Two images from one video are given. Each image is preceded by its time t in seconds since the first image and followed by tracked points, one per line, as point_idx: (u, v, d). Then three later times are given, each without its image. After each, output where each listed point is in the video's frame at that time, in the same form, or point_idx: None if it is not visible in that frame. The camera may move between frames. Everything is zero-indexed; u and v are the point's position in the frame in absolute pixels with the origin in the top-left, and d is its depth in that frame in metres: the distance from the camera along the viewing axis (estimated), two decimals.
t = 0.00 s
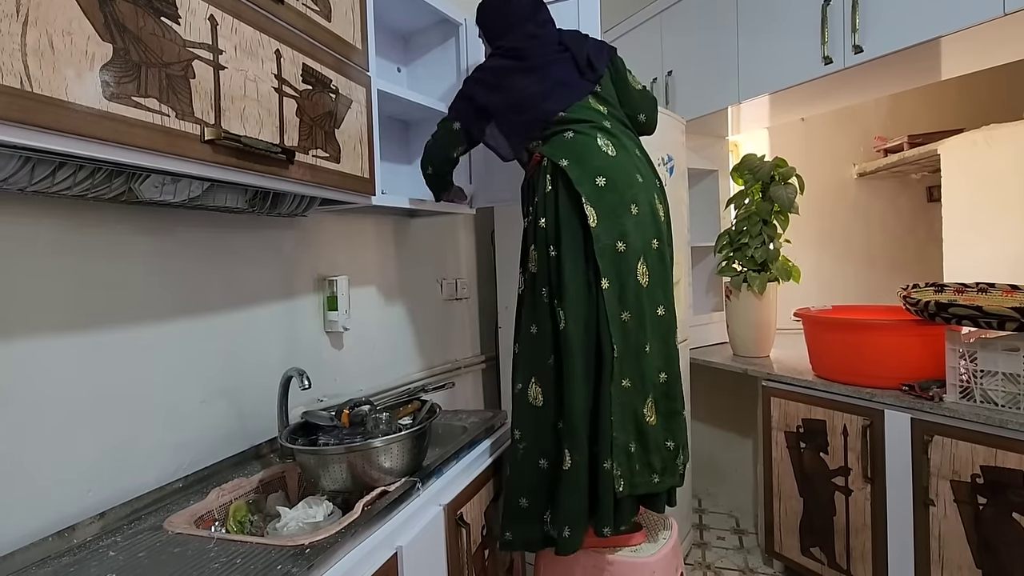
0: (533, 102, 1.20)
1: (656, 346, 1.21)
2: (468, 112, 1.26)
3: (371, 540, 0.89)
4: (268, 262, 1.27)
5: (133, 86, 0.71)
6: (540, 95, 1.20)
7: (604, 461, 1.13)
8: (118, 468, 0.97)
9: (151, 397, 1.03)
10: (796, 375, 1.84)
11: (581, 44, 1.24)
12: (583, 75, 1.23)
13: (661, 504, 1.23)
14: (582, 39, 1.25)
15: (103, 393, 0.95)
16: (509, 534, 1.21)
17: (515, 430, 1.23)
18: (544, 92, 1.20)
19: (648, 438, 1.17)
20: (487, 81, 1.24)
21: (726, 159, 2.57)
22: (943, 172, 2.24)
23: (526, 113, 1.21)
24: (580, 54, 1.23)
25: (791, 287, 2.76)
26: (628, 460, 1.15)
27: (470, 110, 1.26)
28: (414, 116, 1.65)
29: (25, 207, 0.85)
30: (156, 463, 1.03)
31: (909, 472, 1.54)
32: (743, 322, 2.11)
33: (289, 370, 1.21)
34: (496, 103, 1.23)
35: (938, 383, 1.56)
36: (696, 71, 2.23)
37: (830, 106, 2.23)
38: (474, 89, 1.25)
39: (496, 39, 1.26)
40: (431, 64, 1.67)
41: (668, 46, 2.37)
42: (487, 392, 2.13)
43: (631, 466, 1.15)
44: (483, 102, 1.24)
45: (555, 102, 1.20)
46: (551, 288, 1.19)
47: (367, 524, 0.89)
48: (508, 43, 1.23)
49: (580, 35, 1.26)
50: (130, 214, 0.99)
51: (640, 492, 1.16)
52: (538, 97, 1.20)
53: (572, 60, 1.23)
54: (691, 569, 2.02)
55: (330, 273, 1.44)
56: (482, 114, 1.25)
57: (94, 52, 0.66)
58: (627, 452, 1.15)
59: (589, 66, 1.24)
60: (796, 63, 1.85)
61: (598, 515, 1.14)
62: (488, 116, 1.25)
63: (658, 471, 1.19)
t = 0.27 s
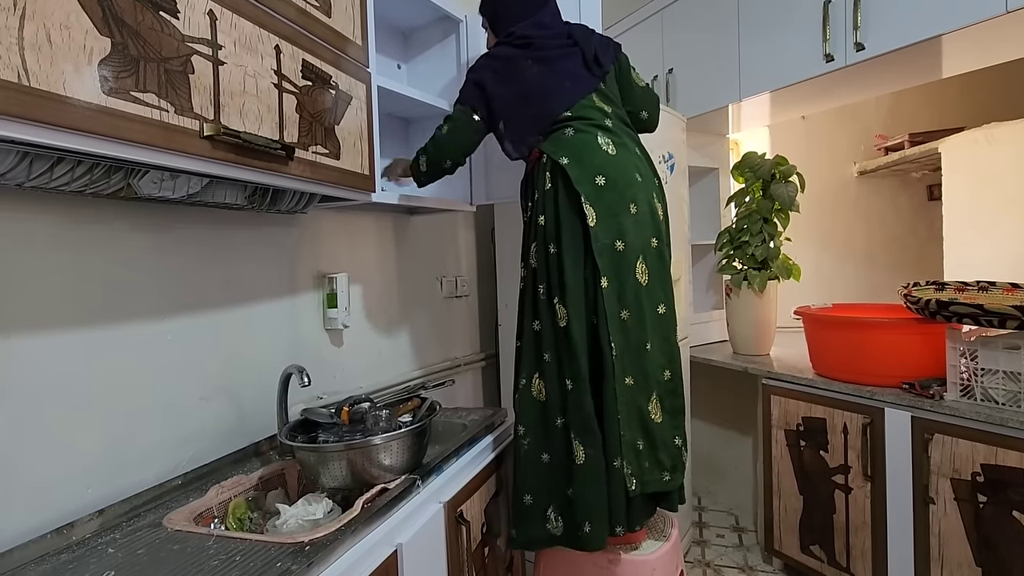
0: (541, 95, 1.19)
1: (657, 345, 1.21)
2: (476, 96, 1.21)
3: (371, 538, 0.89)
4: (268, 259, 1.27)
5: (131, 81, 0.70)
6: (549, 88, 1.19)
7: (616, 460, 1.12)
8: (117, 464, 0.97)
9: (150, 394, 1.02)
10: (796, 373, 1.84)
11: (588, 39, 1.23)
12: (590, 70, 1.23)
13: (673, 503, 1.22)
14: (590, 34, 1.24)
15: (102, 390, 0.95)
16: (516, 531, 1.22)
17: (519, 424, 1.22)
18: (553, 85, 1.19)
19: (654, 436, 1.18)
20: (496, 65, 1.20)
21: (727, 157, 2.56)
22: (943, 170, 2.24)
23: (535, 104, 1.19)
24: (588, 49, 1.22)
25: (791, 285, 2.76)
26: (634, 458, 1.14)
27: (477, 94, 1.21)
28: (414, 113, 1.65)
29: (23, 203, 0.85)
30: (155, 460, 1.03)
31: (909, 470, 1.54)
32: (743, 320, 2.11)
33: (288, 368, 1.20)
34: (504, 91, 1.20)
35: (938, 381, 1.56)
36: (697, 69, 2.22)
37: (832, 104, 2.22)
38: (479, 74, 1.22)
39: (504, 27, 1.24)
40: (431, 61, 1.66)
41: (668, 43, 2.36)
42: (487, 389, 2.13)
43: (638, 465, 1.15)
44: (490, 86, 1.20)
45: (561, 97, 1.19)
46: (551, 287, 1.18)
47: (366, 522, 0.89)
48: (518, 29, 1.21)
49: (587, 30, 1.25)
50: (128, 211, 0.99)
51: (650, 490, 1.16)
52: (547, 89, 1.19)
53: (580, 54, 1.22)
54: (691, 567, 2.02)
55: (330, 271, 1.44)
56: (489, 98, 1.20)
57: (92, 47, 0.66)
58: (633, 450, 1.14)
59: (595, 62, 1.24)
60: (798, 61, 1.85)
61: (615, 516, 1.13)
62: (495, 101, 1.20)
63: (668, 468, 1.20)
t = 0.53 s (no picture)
0: (537, 93, 1.19)
1: (664, 341, 1.22)
2: (472, 100, 1.25)
3: (366, 535, 0.89)
4: (263, 256, 1.26)
5: (124, 76, 0.69)
6: (545, 85, 1.19)
7: (612, 452, 1.12)
8: (111, 462, 0.96)
9: (145, 392, 1.02)
10: (792, 370, 1.84)
11: (585, 36, 1.23)
12: (588, 66, 1.22)
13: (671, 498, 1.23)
14: (587, 31, 1.24)
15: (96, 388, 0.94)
16: (523, 528, 1.19)
17: (522, 423, 1.21)
18: (549, 82, 1.19)
19: (659, 432, 1.18)
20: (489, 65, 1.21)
21: (723, 155, 2.56)
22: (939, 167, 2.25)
23: (531, 102, 1.20)
24: (585, 46, 1.22)
25: (788, 283, 2.76)
26: (643, 454, 1.14)
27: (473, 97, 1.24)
28: (411, 110, 1.64)
29: (15, 199, 0.84)
30: (150, 457, 1.03)
31: (904, 466, 1.54)
32: (739, 317, 2.11)
33: (283, 365, 1.20)
34: (499, 90, 1.21)
35: (934, 378, 1.57)
36: (694, 66, 2.22)
37: (829, 101, 2.22)
38: (475, 73, 1.23)
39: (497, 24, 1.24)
40: (428, 57, 1.66)
41: (666, 40, 2.36)
42: (484, 387, 2.13)
43: (647, 460, 1.15)
44: (485, 87, 1.22)
45: (560, 93, 1.19)
46: (561, 283, 1.17)
47: (363, 519, 0.89)
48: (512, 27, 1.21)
49: (584, 28, 1.25)
50: (122, 207, 0.98)
51: (658, 485, 1.17)
52: (543, 86, 1.19)
53: (577, 50, 1.22)
54: (687, 564, 2.02)
55: (326, 268, 1.44)
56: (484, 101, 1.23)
57: (84, 41, 0.65)
58: (641, 447, 1.15)
59: (593, 59, 1.23)
60: (795, 58, 1.85)
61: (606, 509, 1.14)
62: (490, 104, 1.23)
63: (669, 464, 1.19)
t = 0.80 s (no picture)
0: (531, 85, 1.17)
1: (665, 337, 1.22)
2: (464, 89, 1.21)
3: (360, 533, 0.88)
4: (256, 252, 1.25)
5: (112, 70, 0.69)
6: (540, 77, 1.17)
7: (628, 452, 1.12)
8: (102, 460, 0.95)
9: (136, 389, 1.01)
10: (787, 366, 1.85)
11: (580, 29, 1.22)
12: (583, 60, 1.22)
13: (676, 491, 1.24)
14: (581, 24, 1.23)
15: (86, 386, 0.93)
16: (522, 530, 1.18)
17: (523, 424, 1.19)
18: (544, 74, 1.17)
19: (665, 426, 1.18)
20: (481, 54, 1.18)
21: (719, 151, 2.56)
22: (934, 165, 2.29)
23: (527, 94, 1.18)
24: (580, 39, 1.22)
25: (783, 279, 2.77)
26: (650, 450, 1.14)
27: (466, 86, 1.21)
28: (405, 106, 1.63)
29: (2, 195, 0.83)
30: (142, 455, 1.02)
31: (898, 462, 1.55)
32: (734, 314, 2.12)
33: (277, 363, 1.19)
34: (492, 80, 1.18)
35: (927, 374, 1.57)
36: (690, 62, 2.21)
37: (824, 97, 2.22)
38: (466, 62, 1.20)
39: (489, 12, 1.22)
40: (422, 53, 1.65)
41: (661, 36, 2.35)
42: (479, 384, 2.12)
43: (653, 456, 1.15)
44: (478, 77, 1.19)
45: (556, 85, 1.18)
46: (562, 279, 1.16)
47: (357, 516, 0.89)
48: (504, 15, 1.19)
49: (578, 21, 1.24)
50: (112, 203, 0.97)
51: (666, 480, 1.16)
52: (538, 78, 1.17)
53: (572, 43, 1.21)
54: (682, 559, 2.03)
55: (320, 265, 1.43)
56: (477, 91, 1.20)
57: (71, 33, 0.64)
58: (648, 442, 1.14)
59: (588, 52, 1.23)
60: (790, 54, 1.84)
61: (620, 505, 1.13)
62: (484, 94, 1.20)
63: (676, 457, 1.21)
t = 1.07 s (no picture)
0: (535, 79, 1.17)
1: (654, 337, 1.22)
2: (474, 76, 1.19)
3: (354, 532, 0.88)
4: (250, 251, 1.25)
5: (102, 66, 0.68)
6: (544, 72, 1.17)
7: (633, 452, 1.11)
8: (94, 460, 0.95)
9: (129, 389, 1.00)
10: (781, 364, 1.85)
11: (582, 25, 1.23)
12: (583, 56, 1.22)
13: (672, 491, 1.25)
14: (584, 21, 1.24)
15: (78, 385, 0.93)
16: (530, 526, 1.17)
17: (521, 419, 1.18)
18: (545, 70, 1.17)
19: (655, 425, 1.19)
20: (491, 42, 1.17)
21: (714, 149, 2.57)
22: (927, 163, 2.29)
23: (531, 86, 1.17)
24: (581, 35, 1.22)
25: (777, 277, 2.78)
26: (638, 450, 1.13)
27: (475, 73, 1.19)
28: (400, 103, 1.62)
29: None
30: (135, 455, 1.01)
31: (890, 458, 1.56)
32: (729, 311, 2.12)
33: (271, 361, 1.19)
34: (498, 70, 1.17)
35: (920, 371, 1.58)
36: (685, 60, 2.21)
37: (818, 95, 2.23)
38: (474, 49, 1.18)
39: None
40: (417, 50, 1.64)
41: (656, 34, 2.35)
42: (475, 382, 2.12)
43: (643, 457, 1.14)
44: (486, 65, 1.18)
45: (557, 80, 1.17)
46: (548, 276, 1.16)
47: (351, 515, 0.89)
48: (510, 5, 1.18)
49: (581, 18, 1.25)
50: (104, 202, 0.97)
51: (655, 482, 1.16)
52: (542, 73, 1.17)
53: (574, 39, 1.21)
54: (677, 556, 2.03)
55: (315, 263, 1.42)
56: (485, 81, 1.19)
57: (60, 30, 0.63)
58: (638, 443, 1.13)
59: (588, 49, 1.23)
60: (785, 52, 1.85)
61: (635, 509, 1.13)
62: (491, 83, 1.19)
63: (667, 458, 1.21)
